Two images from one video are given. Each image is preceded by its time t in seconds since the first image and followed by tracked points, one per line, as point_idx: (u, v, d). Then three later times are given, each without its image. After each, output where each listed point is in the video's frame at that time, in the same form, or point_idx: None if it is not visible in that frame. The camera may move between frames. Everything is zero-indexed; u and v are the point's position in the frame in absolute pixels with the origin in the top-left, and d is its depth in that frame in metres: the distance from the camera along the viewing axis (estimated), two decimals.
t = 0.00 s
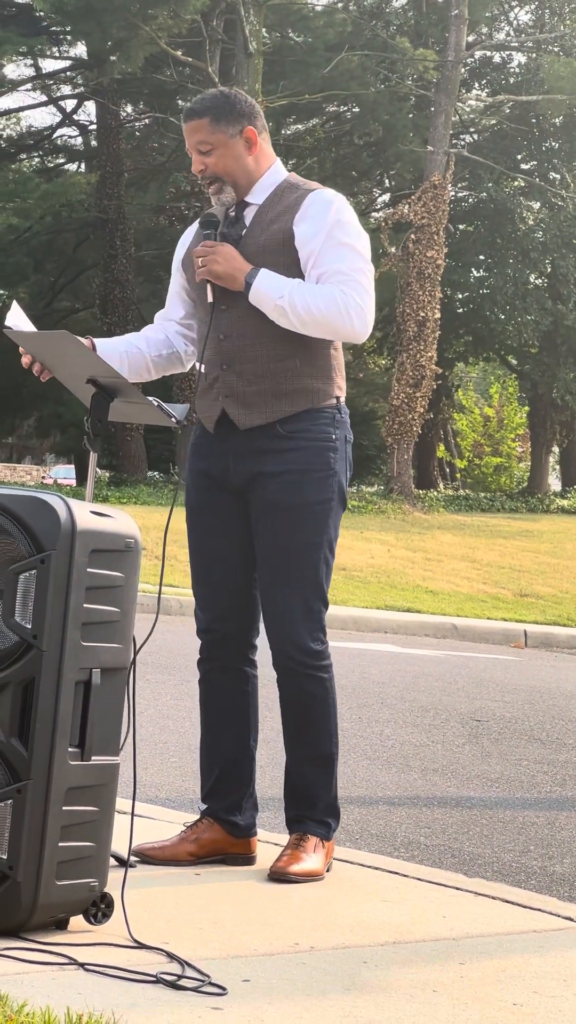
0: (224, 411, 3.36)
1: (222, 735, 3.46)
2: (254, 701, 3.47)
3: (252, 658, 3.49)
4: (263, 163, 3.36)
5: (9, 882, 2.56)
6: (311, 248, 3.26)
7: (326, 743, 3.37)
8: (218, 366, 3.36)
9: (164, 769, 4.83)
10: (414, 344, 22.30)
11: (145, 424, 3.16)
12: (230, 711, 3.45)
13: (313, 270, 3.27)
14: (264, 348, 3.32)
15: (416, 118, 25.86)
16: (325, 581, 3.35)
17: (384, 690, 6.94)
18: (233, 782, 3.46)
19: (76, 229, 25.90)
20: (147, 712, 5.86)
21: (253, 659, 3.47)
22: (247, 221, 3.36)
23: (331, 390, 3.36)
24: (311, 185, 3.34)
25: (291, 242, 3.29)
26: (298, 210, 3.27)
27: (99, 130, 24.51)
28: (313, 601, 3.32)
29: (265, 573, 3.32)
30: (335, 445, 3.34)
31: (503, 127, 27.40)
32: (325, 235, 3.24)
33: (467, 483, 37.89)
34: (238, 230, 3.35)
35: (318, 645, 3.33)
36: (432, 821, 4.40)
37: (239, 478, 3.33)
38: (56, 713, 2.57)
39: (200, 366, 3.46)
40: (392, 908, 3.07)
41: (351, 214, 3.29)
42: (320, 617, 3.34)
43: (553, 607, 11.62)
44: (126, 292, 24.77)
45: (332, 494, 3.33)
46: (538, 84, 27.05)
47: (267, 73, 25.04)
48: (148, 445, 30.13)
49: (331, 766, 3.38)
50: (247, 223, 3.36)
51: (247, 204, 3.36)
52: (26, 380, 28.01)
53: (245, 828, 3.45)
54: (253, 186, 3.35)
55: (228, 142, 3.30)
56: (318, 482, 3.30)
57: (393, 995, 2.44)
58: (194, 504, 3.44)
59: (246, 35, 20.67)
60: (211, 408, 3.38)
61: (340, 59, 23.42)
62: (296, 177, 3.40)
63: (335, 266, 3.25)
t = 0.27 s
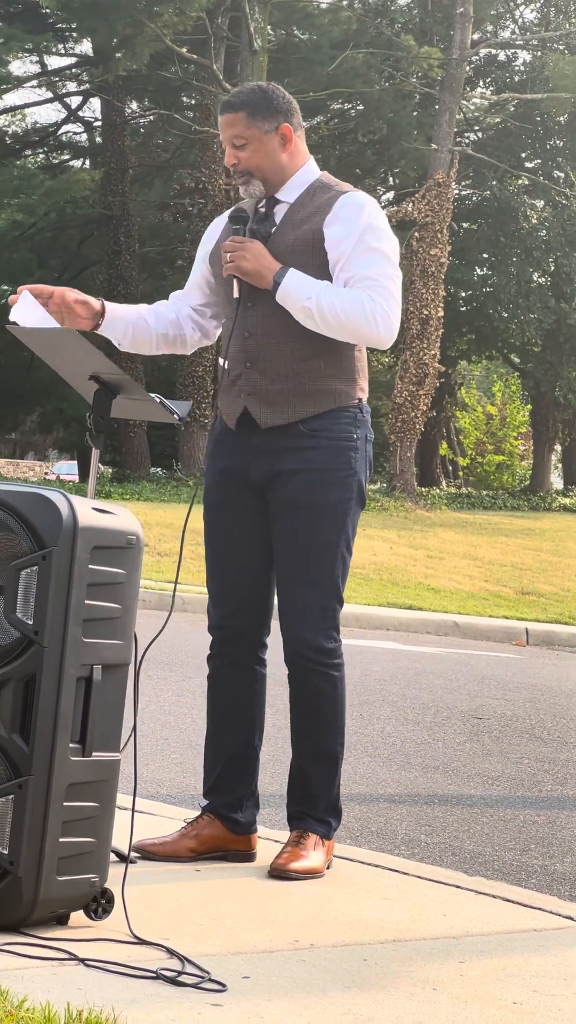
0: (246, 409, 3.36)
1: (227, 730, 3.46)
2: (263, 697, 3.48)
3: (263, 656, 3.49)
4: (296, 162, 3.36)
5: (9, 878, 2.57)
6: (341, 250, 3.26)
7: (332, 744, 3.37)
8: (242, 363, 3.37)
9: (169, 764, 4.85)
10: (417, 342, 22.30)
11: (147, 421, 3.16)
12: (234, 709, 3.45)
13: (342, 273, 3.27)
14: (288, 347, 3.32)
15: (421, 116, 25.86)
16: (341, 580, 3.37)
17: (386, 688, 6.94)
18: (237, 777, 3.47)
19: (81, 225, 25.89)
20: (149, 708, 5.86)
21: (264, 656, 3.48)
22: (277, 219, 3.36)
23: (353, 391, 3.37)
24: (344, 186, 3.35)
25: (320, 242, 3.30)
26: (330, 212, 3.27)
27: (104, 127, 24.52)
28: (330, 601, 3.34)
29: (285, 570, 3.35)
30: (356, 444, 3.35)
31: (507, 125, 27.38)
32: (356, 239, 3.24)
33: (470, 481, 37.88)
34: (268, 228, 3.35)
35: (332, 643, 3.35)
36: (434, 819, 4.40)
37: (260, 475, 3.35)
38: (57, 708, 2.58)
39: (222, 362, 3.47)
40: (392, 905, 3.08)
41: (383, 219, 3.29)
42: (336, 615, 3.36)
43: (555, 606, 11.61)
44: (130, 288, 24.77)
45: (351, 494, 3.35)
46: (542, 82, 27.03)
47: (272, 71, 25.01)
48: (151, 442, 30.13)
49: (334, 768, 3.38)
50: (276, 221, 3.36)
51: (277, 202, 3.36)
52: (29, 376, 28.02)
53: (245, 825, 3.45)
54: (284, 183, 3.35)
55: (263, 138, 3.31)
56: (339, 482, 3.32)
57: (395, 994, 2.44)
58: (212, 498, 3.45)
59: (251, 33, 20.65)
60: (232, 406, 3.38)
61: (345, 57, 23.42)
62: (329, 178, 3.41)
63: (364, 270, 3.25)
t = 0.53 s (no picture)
0: (276, 408, 3.36)
1: (236, 725, 3.45)
2: (273, 693, 3.48)
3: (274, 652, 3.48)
4: (326, 160, 3.35)
5: (16, 873, 2.57)
6: (373, 251, 3.25)
7: (346, 741, 3.37)
8: (273, 363, 3.37)
9: (177, 760, 4.84)
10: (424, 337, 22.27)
11: (156, 415, 3.16)
12: (239, 704, 3.44)
13: (374, 274, 3.26)
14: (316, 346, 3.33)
15: (429, 111, 25.83)
16: (364, 580, 3.37)
17: (392, 684, 6.93)
18: (245, 773, 3.46)
19: (88, 219, 25.87)
20: (155, 703, 5.86)
21: (276, 653, 3.47)
22: (307, 218, 3.35)
23: (385, 391, 3.36)
24: (374, 186, 3.33)
25: (352, 243, 3.29)
26: (362, 212, 3.26)
27: (111, 121, 24.49)
28: (352, 597, 3.34)
29: (310, 566, 3.35)
30: (386, 440, 3.34)
31: (516, 121, 27.30)
32: (388, 242, 3.22)
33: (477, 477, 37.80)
34: (298, 227, 3.33)
35: (351, 642, 3.35)
36: (440, 816, 4.40)
37: (291, 471, 3.35)
38: (65, 704, 2.57)
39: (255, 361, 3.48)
40: (402, 902, 3.07)
41: (416, 219, 3.28)
42: (356, 613, 3.36)
43: (561, 603, 11.57)
44: (138, 282, 24.73)
45: (380, 492, 3.35)
46: (551, 78, 26.96)
47: (280, 65, 24.98)
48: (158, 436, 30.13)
49: (345, 764, 3.38)
50: (307, 220, 3.35)
51: (308, 201, 3.35)
52: (35, 370, 28.02)
53: (251, 821, 3.45)
54: (315, 183, 3.34)
55: (294, 136, 3.31)
56: (367, 480, 3.32)
57: (401, 991, 2.43)
58: (241, 489, 3.44)
59: (259, 27, 20.60)
60: (264, 405, 3.38)
61: (352, 51, 23.34)
62: (361, 177, 3.39)
63: (396, 273, 3.24)
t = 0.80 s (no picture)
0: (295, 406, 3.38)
1: (234, 716, 3.45)
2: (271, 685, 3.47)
3: (271, 643, 3.47)
4: (362, 159, 3.35)
5: (24, 866, 2.58)
6: (400, 257, 3.24)
7: (355, 737, 3.36)
8: (294, 362, 3.38)
9: (186, 755, 4.85)
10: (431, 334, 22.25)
11: (165, 410, 3.16)
12: (240, 695, 3.44)
13: (400, 280, 3.25)
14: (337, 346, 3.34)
15: (437, 108, 25.80)
16: (380, 577, 3.37)
17: (398, 682, 6.93)
18: (247, 765, 3.47)
19: (96, 215, 25.88)
20: (163, 699, 5.86)
21: (272, 645, 3.46)
22: (338, 215, 3.35)
23: (406, 391, 3.36)
24: (409, 186, 3.33)
25: (381, 243, 3.29)
26: (393, 214, 3.25)
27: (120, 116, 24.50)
28: (367, 594, 3.34)
29: (324, 561, 3.36)
30: (404, 439, 3.33)
31: (524, 119, 27.25)
32: (416, 245, 3.21)
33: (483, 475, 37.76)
34: (328, 225, 3.34)
35: (364, 639, 3.34)
36: (447, 813, 4.40)
37: (312, 465, 3.35)
38: (74, 697, 2.57)
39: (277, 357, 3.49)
40: (408, 898, 3.07)
41: (446, 227, 3.27)
42: (370, 609, 3.35)
43: (566, 602, 11.56)
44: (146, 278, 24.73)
45: (398, 490, 3.34)
46: (561, 75, 26.91)
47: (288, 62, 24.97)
48: (165, 433, 30.14)
49: (355, 760, 3.38)
50: (338, 216, 3.35)
51: (340, 197, 3.35)
52: (42, 366, 28.04)
53: (254, 811, 3.47)
54: (348, 179, 3.35)
55: (332, 131, 3.33)
56: (384, 477, 3.31)
57: (409, 986, 2.43)
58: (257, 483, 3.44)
59: (268, 23, 20.59)
60: (283, 400, 3.39)
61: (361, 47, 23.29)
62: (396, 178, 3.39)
63: (422, 280, 3.23)
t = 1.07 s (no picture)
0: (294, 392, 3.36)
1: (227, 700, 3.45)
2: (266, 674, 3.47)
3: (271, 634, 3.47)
4: (362, 145, 3.34)
5: (28, 854, 2.57)
6: (399, 242, 3.23)
7: (359, 726, 3.36)
8: (293, 347, 3.37)
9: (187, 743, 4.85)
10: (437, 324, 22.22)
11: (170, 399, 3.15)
12: (237, 681, 3.45)
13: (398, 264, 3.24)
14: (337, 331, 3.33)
15: (444, 98, 25.75)
16: (382, 566, 3.35)
17: (402, 672, 6.92)
18: (230, 753, 3.46)
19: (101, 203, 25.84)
20: (166, 688, 5.86)
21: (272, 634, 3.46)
22: (339, 201, 3.34)
23: (405, 377, 3.35)
24: (408, 172, 3.31)
25: (380, 229, 3.27)
26: (393, 199, 3.24)
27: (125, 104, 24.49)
28: (370, 582, 3.33)
29: (326, 551, 3.34)
30: (404, 429, 3.33)
31: (531, 108, 27.16)
32: (415, 230, 3.20)
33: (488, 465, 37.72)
34: (328, 211, 3.33)
35: (367, 628, 3.33)
36: (451, 803, 4.39)
37: (308, 455, 3.34)
38: (78, 686, 2.57)
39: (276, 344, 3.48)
40: (412, 889, 3.07)
41: (446, 211, 3.25)
42: (373, 597, 3.34)
43: (570, 592, 11.56)
44: (152, 266, 24.70)
45: (399, 477, 3.33)
46: (567, 64, 26.81)
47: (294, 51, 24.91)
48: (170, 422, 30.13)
49: (360, 750, 3.37)
50: (338, 203, 3.34)
51: (340, 183, 3.34)
52: (47, 354, 28.03)
53: (230, 801, 3.44)
54: (349, 165, 3.33)
55: (331, 117, 3.31)
56: (386, 464, 3.31)
57: (412, 978, 2.43)
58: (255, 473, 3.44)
59: (274, 12, 20.53)
60: (283, 386, 3.38)
61: (367, 37, 23.20)
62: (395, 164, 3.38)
63: (422, 264, 3.21)
